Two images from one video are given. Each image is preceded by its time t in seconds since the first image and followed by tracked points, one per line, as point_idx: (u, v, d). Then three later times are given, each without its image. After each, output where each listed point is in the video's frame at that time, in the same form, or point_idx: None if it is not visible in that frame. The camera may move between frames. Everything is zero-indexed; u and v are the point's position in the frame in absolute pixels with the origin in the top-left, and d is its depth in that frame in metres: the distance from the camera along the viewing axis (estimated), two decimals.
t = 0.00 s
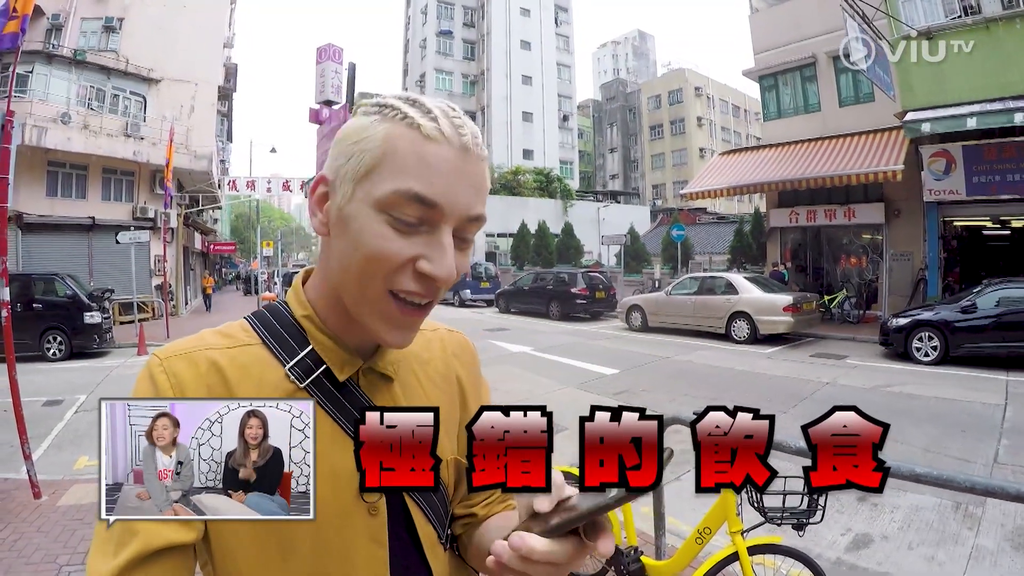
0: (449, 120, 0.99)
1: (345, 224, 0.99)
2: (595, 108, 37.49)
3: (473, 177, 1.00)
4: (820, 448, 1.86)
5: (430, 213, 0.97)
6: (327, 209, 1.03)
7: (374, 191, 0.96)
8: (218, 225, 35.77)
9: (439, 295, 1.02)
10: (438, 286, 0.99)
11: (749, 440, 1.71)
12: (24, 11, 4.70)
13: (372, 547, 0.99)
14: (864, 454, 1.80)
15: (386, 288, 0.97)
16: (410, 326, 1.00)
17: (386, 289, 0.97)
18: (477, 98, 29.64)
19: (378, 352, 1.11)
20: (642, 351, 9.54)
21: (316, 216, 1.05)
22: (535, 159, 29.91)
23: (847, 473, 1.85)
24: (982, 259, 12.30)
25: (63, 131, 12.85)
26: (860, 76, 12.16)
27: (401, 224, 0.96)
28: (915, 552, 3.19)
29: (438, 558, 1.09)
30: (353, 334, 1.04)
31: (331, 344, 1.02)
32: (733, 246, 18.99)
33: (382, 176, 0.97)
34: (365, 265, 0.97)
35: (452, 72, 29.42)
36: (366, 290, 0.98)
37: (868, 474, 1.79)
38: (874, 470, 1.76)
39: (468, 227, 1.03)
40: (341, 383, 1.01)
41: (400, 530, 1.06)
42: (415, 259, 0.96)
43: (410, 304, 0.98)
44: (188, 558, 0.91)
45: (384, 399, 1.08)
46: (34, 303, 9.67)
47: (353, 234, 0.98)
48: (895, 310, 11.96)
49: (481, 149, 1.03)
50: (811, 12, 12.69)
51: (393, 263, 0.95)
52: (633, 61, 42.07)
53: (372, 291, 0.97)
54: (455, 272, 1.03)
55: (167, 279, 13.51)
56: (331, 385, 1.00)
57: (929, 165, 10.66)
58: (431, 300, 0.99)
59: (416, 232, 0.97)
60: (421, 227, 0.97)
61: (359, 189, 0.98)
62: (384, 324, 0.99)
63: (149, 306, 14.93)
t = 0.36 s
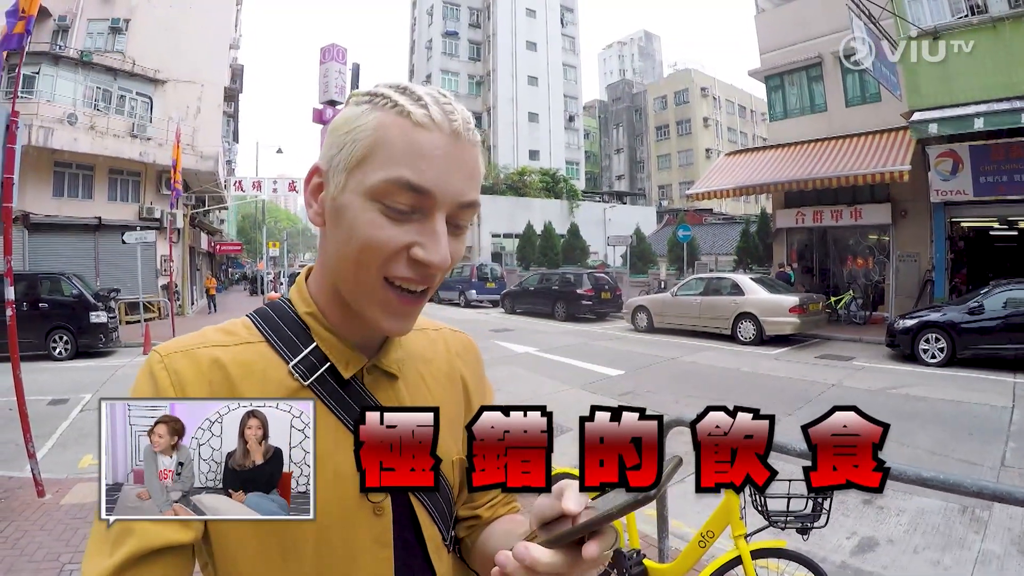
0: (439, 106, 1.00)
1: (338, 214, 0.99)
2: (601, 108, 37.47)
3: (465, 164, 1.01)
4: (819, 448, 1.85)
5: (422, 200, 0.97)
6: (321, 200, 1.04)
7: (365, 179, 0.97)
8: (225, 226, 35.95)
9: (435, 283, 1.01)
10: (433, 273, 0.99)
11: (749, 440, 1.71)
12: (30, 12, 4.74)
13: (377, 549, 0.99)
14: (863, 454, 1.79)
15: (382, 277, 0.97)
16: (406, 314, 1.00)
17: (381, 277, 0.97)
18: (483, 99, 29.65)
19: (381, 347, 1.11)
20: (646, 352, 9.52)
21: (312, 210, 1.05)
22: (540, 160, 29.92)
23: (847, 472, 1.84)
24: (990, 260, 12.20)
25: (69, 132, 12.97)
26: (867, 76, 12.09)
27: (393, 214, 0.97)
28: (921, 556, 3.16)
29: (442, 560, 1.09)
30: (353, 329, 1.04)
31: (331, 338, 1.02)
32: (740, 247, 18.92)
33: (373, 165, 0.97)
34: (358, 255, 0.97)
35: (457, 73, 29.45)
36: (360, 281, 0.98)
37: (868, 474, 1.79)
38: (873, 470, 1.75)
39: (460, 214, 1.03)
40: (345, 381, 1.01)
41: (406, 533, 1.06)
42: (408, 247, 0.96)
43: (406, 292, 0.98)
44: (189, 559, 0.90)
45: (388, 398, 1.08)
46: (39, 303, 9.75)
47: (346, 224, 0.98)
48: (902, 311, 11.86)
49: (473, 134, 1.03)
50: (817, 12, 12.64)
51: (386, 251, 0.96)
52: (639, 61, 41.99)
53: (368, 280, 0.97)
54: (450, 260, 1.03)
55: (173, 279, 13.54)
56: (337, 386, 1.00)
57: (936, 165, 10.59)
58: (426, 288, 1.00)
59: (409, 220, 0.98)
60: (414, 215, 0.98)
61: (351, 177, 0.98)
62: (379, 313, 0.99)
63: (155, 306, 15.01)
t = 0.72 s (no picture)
0: (426, 107, 0.99)
1: (330, 218, 0.99)
2: (595, 112, 37.63)
3: (456, 163, 1.00)
4: (819, 449, 1.85)
5: (411, 202, 0.97)
6: (316, 205, 1.04)
7: (355, 182, 0.97)
8: (219, 230, 35.80)
9: (428, 287, 1.00)
10: (424, 276, 0.98)
11: (749, 440, 1.70)
12: (25, 14, 4.73)
13: (378, 551, 0.98)
14: (864, 454, 1.80)
15: (372, 280, 0.96)
16: (399, 316, 0.99)
17: (372, 281, 0.96)
18: (478, 103, 29.72)
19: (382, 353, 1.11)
20: (641, 355, 9.53)
21: (307, 215, 1.06)
22: (535, 163, 30.00)
23: (847, 472, 1.84)
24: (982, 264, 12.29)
25: (63, 135, 12.91)
26: (860, 80, 12.19)
27: (383, 215, 0.96)
28: (915, 557, 3.18)
29: (442, 563, 1.08)
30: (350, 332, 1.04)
31: (329, 342, 1.02)
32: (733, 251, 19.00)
33: (362, 169, 0.97)
34: (350, 259, 0.97)
35: (452, 77, 29.51)
36: (353, 285, 0.97)
37: (868, 474, 1.80)
38: (873, 469, 1.76)
39: (451, 214, 1.02)
40: (345, 384, 1.01)
41: (406, 534, 1.05)
42: (398, 250, 0.95)
43: (398, 295, 0.97)
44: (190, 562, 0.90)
45: (388, 400, 1.07)
46: (33, 306, 9.67)
47: (336, 227, 0.98)
48: (894, 314, 11.94)
49: (463, 132, 1.02)
50: (810, 17, 12.75)
51: (376, 254, 0.95)
52: (633, 66, 42.22)
53: (360, 284, 0.97)
54: (442, 262, 1.02)
55: (167, 282, 13.44)
56: (337, 390, 1.00)
57: (929, 169, 10.67)
58: (418, 291, 0.98)
59: (399, 222, 0.97)
60: (405, 216, 0.97)
61: (341, 181, 0.98)
62: (370, 317, 0.98)
63: (149, 310, 14.92)
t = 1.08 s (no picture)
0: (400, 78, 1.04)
1: (322, 198, 1.02)
2: (596, 110, 37.60)
3: (432, 123, 1.02)
4: (819, 448, 1.86)
5: (394, 162, 0.99)
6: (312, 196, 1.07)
7: (340, 155, 1.00)
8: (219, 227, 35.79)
9: (422, 247, 0.98)
10: (416, 234, 0.97)
11: (749, 440, 1.72)
12: (28, 15, 4.68)
13: (378, 549, 0.99)
14: (863, 454, 1.80)
15: (364, 247, 0.96)
16: (396, 281, 0.97)
17: (363, 247, 0.96)
18: (478, 100, 29.67)
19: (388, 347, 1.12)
20: (641, 352, 9.54)
21: (306, 209, 1.08)
22: (536, 161, 29.98)
23: (847, 473, 1.85)
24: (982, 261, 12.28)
25: (64, 133, 12.93)
26: (860, 78, 12.18)
27: (368, 179, 0.98)
28: (912, 553, 3.19)
29: (444, 559, 1.09)
30: (355, 320, 1.04)
31: (333, 332, 1.03)
32: (734, 248, 19.01)
33: (345, 140, 1.00)
34: (342, 229, 0.97)
35: (453, 75, 29.45)
36: (348, 255, 0.97)
37: (868, 474, 1.80)
38: (873, 470, 1.76)
39: (437, 174, 1.02)
40: (351, 383, 1.02)
41: (408, 531, 1.06)
42: (385, 209, 0.96)
43: (391, 258, 0.96)
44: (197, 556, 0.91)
45: (393, 398, 1.08)
46: (35, 304, 9.69)
47: (327, 202, 1.00)
48: (894, 312, 11.95)
49: (438, 99, 1.05)
50: (810, 14, 12.73)
51: (366, 218, 0.96)
52: (633, 63, 42.15)
53: (353, 254, 0.97)
54: (434, 223, 1.00)
55: (167, 280, 13.46)
56: (341, 386, 1.00)
57: (929, 167, 10.66)
58: (412, 251, 0.97)
59: (384, 184, 0.98)
60: (388, 178, 0.99)
61: (329, 160, 1.01)
62: (365, 284, 0.97)
63: (150, 307, 14.94)
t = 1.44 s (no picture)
0: (389, 84, 1.03)
1: (312, 209, 1.03)
2: (600, 108, 37.52)
3: (422, 132, 1.00)
4: (819, 449, 1.86)
5: (380, 175, 0.99)
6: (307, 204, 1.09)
7: (327, 167, 1.01)
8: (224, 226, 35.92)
9: (409, 263, 0.98)
10: (400, 251, 0.96)
11: (749, 440, 1.72)
12: (36, 16, 4.74)
13: (370, 545, 1.00)
14: (864, 454, 1.80)
15: (350, 265, 0.97)
16: (383, 297, 0.98)
17: (350, 262, 0.97)
18: (482, 99, 29.64)
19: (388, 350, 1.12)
20: (644, 351, 9.54)
21: (302, 216, 1.10)
22: (540, 160, 29.93)
23: (847, 472, 1.85)
24: (987, 260, 12.22)
25: (69, 132, 13.00)
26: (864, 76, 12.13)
27: (355, 193, 0.99)
28: (912, 552, 3.18)
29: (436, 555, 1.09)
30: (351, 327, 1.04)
31: (330, 338, 1.03)
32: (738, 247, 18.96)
33: (333, 152, 1.01)
34: (330, 243, 0.98)
35: (457, 74, 29.43)
36: (337, 270, 0.99)
37: (868, 474, 1.79)
38: (873, 469, 1.76)
39: (427, 185, 1.02)
40: (347, 385, 1.02)
41: (400, 531, 1.07)
42: (370, 227, 0.96)
43: (377, 276, 0.97)
44: (195, 549, 0.93)
45: (391, 400, 1.08)
46: (40, 303, 9.75)
47: (315, 216, 1.01)
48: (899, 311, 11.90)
49: (432, 103, 1.03)
50: (814, 13, 12.68)
51: (351, 234, 0.97)
52: (638, 62, 42.03)
53: (339, 269, 0.98)
54: (423, 237, 1.00)
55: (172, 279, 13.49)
56: (336, 386, 1.01)
57: (933, 166, 10.62)
58: (397, 268, 0.97)
59: (370, 199, 0.98)
60: (376, 192, 0.99)
61: (318, 173, 1.03)
62: (354, 299, 0.98)
63: (155, 306, 14.99)
